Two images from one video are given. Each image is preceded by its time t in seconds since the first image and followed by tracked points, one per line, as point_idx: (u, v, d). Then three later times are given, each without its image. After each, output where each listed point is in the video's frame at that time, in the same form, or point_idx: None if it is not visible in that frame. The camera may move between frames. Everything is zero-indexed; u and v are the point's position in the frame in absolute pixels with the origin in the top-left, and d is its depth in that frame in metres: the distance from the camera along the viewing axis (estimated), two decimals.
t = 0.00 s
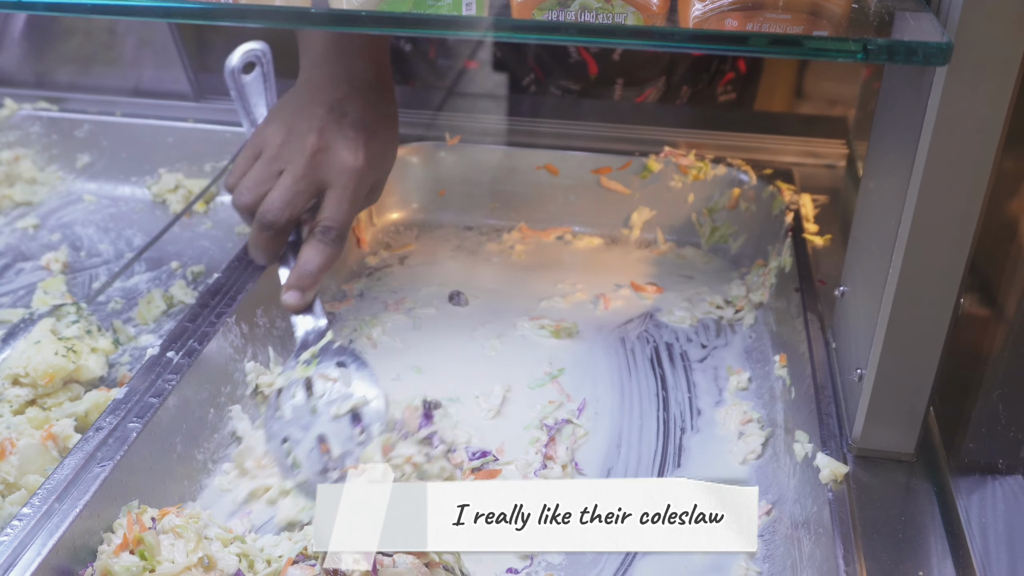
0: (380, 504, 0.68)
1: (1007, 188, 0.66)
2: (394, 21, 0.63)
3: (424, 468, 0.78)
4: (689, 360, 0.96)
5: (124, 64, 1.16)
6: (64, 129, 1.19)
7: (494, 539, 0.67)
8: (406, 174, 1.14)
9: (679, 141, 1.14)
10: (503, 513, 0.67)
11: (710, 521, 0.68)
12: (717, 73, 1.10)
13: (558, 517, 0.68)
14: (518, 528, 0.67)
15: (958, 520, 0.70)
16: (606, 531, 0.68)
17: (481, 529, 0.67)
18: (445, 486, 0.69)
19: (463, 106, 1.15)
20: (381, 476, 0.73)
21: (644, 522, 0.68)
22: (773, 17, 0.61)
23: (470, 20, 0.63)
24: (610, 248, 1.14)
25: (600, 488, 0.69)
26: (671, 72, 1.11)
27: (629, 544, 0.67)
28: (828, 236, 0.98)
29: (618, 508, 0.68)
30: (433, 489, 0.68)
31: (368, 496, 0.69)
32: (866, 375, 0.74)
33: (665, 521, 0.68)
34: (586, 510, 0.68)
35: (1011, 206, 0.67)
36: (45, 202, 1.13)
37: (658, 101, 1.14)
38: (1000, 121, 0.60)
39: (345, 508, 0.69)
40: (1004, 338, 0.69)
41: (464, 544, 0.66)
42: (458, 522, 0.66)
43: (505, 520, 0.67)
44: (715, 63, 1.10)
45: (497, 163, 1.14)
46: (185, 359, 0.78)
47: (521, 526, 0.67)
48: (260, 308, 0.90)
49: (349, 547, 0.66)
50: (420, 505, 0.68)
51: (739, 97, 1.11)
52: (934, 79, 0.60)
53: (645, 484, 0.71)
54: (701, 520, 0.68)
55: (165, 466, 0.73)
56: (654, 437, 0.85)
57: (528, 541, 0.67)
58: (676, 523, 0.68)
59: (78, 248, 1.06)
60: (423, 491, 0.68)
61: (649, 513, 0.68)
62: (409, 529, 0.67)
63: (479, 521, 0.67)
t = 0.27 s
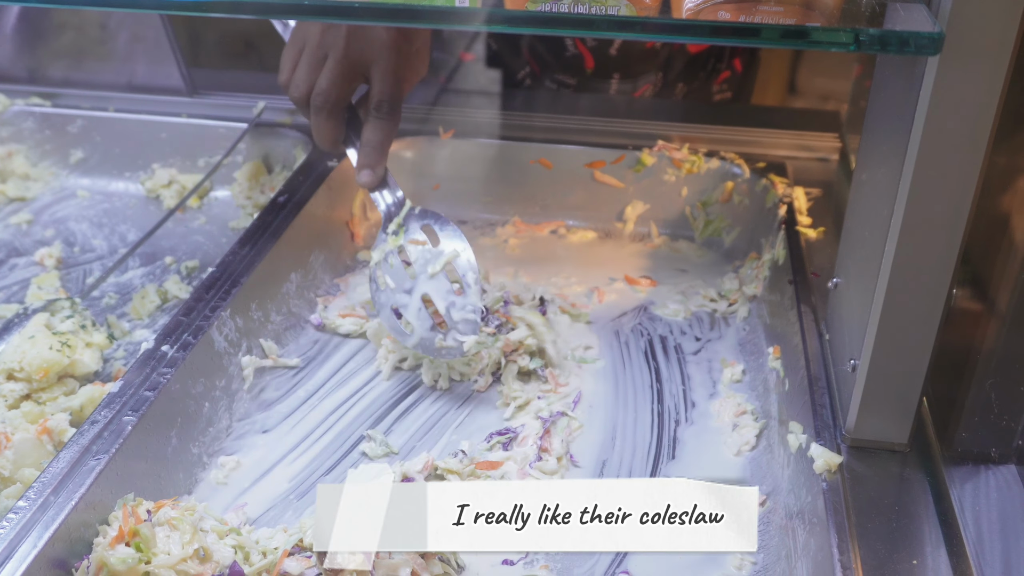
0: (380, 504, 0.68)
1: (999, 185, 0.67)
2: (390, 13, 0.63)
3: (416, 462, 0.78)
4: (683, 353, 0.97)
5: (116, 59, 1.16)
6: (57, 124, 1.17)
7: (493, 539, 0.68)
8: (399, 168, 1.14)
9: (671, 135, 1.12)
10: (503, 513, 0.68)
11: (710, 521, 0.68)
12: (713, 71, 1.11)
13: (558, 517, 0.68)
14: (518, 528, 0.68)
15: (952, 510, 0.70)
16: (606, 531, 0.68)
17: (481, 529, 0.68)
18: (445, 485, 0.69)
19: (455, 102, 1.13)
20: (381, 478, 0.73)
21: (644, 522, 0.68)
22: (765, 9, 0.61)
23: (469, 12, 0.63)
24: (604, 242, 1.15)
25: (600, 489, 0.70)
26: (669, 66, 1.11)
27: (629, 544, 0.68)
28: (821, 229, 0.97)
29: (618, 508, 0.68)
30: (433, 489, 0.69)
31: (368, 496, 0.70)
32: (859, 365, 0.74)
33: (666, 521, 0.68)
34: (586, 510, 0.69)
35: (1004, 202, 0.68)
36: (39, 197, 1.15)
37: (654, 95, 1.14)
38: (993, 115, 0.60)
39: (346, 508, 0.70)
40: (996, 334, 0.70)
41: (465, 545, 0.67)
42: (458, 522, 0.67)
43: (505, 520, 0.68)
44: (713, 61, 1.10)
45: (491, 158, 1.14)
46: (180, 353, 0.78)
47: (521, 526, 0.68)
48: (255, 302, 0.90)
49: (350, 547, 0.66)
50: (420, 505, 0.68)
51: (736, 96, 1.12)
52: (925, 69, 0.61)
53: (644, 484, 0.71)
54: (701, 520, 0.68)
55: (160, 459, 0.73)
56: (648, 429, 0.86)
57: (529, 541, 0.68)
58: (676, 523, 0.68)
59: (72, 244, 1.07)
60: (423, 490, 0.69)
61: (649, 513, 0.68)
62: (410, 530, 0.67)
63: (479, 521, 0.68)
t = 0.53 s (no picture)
0: (380, 504, 0.69)
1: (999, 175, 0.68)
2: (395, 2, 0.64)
3: (423, 450, 0.78)
4: (687, 341, 0.97)
5: (118, 53, 1.16)
6: (61, 118, 1.17)
7: (493, 539, 0.68)
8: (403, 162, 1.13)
9: (674, 126, 1.12)
10: (503, 513, 0.68)
11: (710, 521, 0.69)
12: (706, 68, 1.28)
13: (558, 517, 0.68)
14: (518, 528, 0.68)
15: (957, 492, 0.70)
16: (606, 531, 0.68)
17: (481, 529, 0.68)
18: (445, 486, 0.70)
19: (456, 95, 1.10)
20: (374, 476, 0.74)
21: (644, 522, 0.68)
22: None
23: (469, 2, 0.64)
24: (608, 232, 1.15)
25: (600, 489, 0.70)
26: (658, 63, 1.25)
27: (629, 544, 0.67)
28: (825, 217, 0.96)
29: (618, 508, 0.68)
30: (433, 489, 0.70)
31: (368, 495, 0.70)
32: (865, 350, 0.74)
33: (665, 522, 0.68)
34: (586, 510, 0.68)
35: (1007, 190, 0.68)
36: (45, 190, 1.15)
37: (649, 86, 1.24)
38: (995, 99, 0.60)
39: (345, 507, 0.70)
40: (997, 323, 0.70)
41: (465, 544, 0.67)
42: (458, 522, 0.67)
43: (505, 520, 0.68)
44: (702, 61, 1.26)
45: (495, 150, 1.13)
46: (188, 341, 0.78)
47: (521, 526, 0.68)
48: (261, 292, 0.90)
49: (351, 548, 0.66)
50: (420, 505, 0.69)
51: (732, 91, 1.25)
52: (930, 51, 0.61)
53: (644, 484, 0.72)
54: (701, 520, 0.68)
55: (169, 447, 0.74)
56: (654, 417, 0.86)
57: (528, 541, 0.68)
58: (676, 523, 0.68)
59: (77, 236, 1.07)
60: (424, 491, 0.70)
61: (649, 513, 0.69)
62: (410, 529, 0.67)
63: (479, 521, 0.68)
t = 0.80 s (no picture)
0: (379, 504, 0.66)
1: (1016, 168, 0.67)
2: None
3: (440, 440, 0.79)
4: (702, 334, 0.97)
5: (135, 44, 1.16)
6: (79, 108, 1.16)
7: (493, 539, 0.66)
8: (417, 155, 1.14)
9: (689, 119, 1.12)
10: (503, 513, 0.66)
11: (711, 521, 0.67)
12: (727, 59, 1.15)
13: (558, 517, 0.66)
14: (518, 528, 0.66)
15: (973, 484, 0.70)
16: (606, 531, 0.66)
17: (481, 529, 0.65)
18: (445, 485, 0.67)
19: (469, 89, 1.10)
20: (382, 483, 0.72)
21: (644, 522, 0.66)
22: None
23: None
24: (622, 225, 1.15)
25: (600, 488, 0.67)
26: (678, 50, 1.15)
27: (629, 544, 0.65)
28: (840, 211, 0.96)
29: (618, 508, 0.66)
30: (433, 489, 0.66)
31: (368, 495, 0.68)
32: (881, 343, 0.73)
33: (666, 521, 0.66)
34: (586, 510, 0.66)
35: None
36: (62, 179, 1.17)
37: (664, 79, 1.19)
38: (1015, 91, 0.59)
39: (345, 507, 0.67)
40: (1014, 320, 0.69)
41: (465, 544, 0.65)
42: (458, 522, 0.65)
43: (505, 520, 0.66)
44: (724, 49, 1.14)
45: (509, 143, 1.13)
46: (207, 330, 0.78)
47: (521, 526, 0.66)
48: (278, 282, 0.90)
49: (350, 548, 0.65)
50: (420, 505, 0.66)
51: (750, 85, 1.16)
52: (951, 43, 0.60)
53: (645, 484, 0.69)
54: (701, 520, 0.66)
55: (189, 434, 0.74)
56: (669, 410, 0.86)
57: (529, 541, 0.66)
58: (676, 522, 0.66)
59: (95, 226, 1.08)
60: (423, 490, 0.67)
61: (649, 513, 0.66)
62: (409, 529, 0.65)
63: (479, 521, 0.65)
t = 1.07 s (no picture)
0: (380, 504, 0.67)
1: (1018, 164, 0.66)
2: None
3: (442, 434, 0.79)
4: (704, 330, 0.97)
5: (138, 41, 1.13)
6: (82, 105, 1.16)
7: (493, 540, 0.66)
8: (421, 150, 1.16)
9: (692, 114, 1.10)
10: (502, 513, 0.66)
11: (711, 521, 0.67)
12: (729, 54, 1.17)
13: (558, 517, 0.66)
14: (518, 528, 0.66)
15: (974, 479, 0.70)
16: (606, 532, 0.66)
17: (481, 529, 0.65)
18: (445, 485, 0.67)
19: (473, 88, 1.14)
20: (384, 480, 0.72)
21: (644, 522, 0.66)
22: None
23: None
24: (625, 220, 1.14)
25: (600, 488, 0.68)
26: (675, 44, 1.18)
27: (629, 544, 0.66)
28: (843, 208, 0.96)
29: (618, 508, 0.66)
30: (433, 488, 0.67)
31: (368, 495, 0.68)
32: (883, 338, 0.73)
33: (666, 521, 0.66)
34: (586, 510, 0.66)
35: None
36: (65, 175, 1.17)
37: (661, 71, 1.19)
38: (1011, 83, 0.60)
39: (345, 508, 0.68)
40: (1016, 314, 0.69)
41: (465, 544, 0.65)
42: (458, 522, 0.65)
43: (504, 520, 0.66)
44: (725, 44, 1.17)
45: (511, 138, 1.14)
46: (210, 325, 0.78)
47: (521, 526, 0.66)
48: (281, 278, 0.90)
49: (352, 547, 0.65)
50: (420, 505, 0.66)
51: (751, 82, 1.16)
52: (953, 38, 0.60)
53: (644, 484, 0.69)
54: (702, 520, 0.66)
55: (192, 429, 0.74)
56: (671, 405, 0.86)
57: (528, 541, 0.66)
58: (676, 522, 0.66)
59: (98, 222, 1.09)
60: (423, 491, 0.67)
61: (649, 513, 0.67)
62: (409, 529, 0.65)
63: (479, 521, 0.66)
